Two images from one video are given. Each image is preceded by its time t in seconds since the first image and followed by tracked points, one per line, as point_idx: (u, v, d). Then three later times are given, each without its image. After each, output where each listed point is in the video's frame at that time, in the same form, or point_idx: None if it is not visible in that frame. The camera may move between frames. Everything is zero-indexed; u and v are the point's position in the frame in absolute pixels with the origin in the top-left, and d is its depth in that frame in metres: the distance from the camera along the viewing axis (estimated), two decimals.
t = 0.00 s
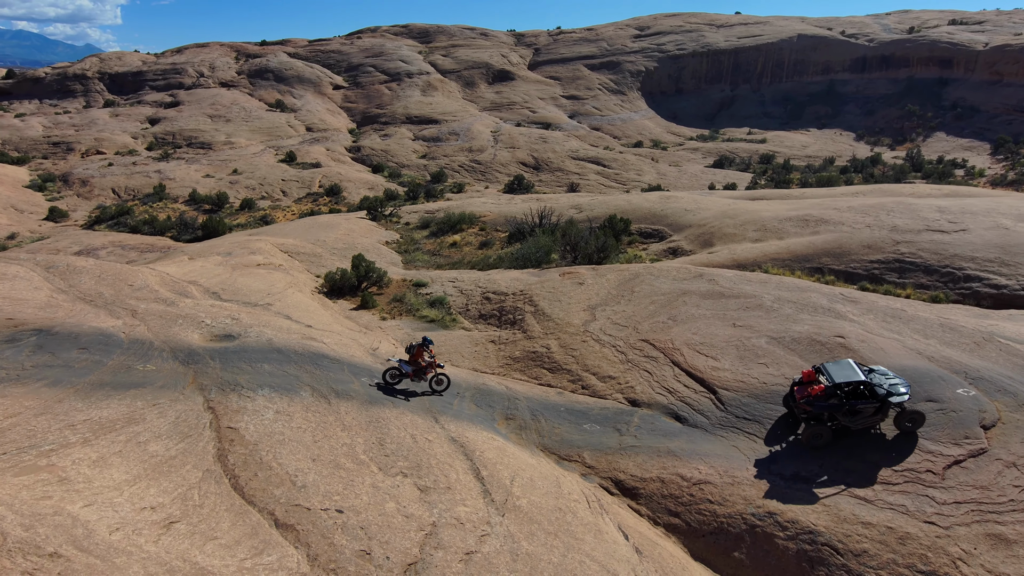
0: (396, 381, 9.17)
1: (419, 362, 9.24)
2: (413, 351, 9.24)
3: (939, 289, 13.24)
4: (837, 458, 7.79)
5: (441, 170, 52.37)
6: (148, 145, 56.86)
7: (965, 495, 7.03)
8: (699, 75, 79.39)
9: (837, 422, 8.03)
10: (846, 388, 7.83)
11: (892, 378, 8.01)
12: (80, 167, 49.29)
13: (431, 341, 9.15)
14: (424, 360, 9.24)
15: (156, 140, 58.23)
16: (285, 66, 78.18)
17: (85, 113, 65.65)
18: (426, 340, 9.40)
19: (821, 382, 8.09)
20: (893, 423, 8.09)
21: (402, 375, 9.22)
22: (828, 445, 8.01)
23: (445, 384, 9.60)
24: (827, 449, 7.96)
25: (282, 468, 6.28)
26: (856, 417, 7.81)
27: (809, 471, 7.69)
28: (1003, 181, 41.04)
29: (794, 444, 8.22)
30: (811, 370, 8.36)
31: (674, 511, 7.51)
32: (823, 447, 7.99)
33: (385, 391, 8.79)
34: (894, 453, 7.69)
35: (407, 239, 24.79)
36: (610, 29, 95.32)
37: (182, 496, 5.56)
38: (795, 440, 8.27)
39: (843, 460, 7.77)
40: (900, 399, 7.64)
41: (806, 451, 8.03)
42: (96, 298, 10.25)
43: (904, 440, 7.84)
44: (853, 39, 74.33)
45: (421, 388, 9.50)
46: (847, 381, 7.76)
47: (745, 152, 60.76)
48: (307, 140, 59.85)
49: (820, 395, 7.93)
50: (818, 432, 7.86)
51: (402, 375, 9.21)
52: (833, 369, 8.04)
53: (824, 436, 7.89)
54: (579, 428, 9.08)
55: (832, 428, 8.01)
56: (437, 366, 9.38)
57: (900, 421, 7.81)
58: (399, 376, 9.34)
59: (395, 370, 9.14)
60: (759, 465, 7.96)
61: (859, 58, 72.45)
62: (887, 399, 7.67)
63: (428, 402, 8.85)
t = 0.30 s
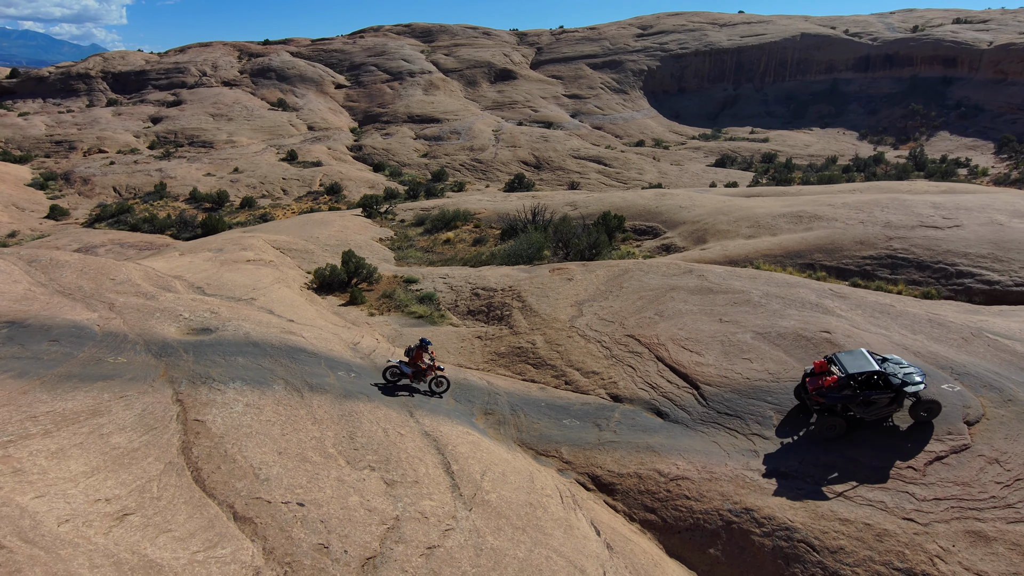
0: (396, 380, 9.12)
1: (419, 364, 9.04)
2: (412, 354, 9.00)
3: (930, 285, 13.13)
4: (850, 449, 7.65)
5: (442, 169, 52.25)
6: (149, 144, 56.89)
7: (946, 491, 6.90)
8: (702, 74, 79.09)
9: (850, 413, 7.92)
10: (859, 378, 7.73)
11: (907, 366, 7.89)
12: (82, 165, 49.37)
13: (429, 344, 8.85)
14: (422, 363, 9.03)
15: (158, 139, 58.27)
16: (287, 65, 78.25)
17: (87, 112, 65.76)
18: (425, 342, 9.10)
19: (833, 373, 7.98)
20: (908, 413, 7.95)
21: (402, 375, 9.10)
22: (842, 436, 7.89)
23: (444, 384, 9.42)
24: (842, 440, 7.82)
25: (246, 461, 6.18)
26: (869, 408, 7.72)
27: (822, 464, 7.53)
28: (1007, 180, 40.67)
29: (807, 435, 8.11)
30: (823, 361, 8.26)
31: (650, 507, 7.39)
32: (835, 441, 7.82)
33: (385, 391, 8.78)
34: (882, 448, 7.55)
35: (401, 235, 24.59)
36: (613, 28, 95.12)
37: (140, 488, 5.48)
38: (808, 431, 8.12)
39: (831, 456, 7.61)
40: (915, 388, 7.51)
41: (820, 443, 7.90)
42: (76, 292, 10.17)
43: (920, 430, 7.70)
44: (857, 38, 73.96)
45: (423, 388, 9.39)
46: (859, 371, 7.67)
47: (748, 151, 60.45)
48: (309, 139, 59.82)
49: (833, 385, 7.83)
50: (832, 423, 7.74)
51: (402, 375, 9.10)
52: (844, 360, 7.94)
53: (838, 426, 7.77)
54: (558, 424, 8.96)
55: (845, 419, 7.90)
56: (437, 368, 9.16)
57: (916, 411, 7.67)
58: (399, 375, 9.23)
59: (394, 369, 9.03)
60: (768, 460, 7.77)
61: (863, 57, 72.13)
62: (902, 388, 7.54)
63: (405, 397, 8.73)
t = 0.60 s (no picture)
0: (398, 378, 9.19)
1: (421, 363, 9.06)
2: (415, 351, 9.07)
3: (922, 281, 13.00)
4: (860, 440, 7.49)
5: (443, 168, 52.12)
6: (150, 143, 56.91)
7: (925, 487, 6.76)
8: (704, 73, 78.80)
9: (862, 401, 7.74)
10: (872, 365, 7.54)
11: (920, 353, 7.70)
12: (83, 164, 49.36)
13: (432, 342, 8.93)
14: (424, 361, 9.07)
15: (159, 137, 58.25)
16: (289, 64, 78.23)
17: (89, 110, 65.82)
18: (430, 339, 9.20)
19: (846, 360, 7.78)
20: (921, 402, 7.80)
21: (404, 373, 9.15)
22: (855, 426, 7.70)
23: (445, 387, 9.28)
24: (854, 430, 7.66)
25: (209, 453, 6.08)
26: (883, 396, 7.53)
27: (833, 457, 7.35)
28: (1009, 179, 40.36)
29: (817, 424, 7.94)
30: (835, 348, 8.05)
31: (624, 502, 7.28)
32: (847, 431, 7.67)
33: (386, 388, 8.81)
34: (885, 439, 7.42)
35: (394, 232, 24.40)
36: (615, 27, 94.91)
37: (96, 480, 5.39)
38: (819, 421, 7.95)
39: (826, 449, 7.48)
40: (929, 375, 7.32)
41: (831, 433, 7.73)
42: (54, 285, 10.09)
43: (933, 419, 7.57)
44: (859, 37, 73.69)
45: (425, 389, 9.33)
46: (872, 358, 7.47)
47: (749, 150, 60.18)
48: (309, 138, 59.77)
49: (845, 373, 7.64)
50: (845, 412, 7.56)
51: (404, 372, 9.16)
52: (857, 347, 7.74)
53: (850, 416, 7.59)
54: (537, 419, 8.85)
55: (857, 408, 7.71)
56: (441, 369, 9.18)
57: (930, 400, 7.51)
58: (402, 373, 9.30)
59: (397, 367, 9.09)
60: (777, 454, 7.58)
61: (865, 56, 71.78)
62: (917, 374, 7.34)
63: (381, 391, 8.61)
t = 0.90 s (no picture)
0: (406, 383, 9.03)
1: (426, 365, 8.91)
2: (419, 354, 8.90)
3: (912, 277, 12.84)
4: (868, 430, 7.39)
5: (442, 166, 51.95)
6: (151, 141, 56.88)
7: (903, 482, 6.64)
8: (705, 72, 78.56)
9: (873, 392, 7.64)
10: (887, 354, 7.47)
11: (933, 348, 7.64)
12: (83, 162, 49.30)
13: (435, 342, 8.81)
14: (430, 363, 8.93)
15: (159, 136, 58.17)
16: (289, 63, 78.23)
17: (90, 109, 65.80)
18: (430, 341, 9.04)
19: (860, 349, 7.71)
20: (931, 396, 7.71)
21: (411, 377, 8.97)
22: (865, 417, 7.58)
23: (455, 388, 9.17)
24: (863, 421, 7.56)
25: (170, 444, 5.98)
26: (897, 387, 7.43)
27: (843, 447, 7.21)
28: (1011, 177, 40.10)
29: (826, 413, 7.80)
30: (848, 337, 7.98)
31: (598, 497, 7.16)
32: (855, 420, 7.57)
33: (394, 393, 8.67)
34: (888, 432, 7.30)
35: (387, 229, 24.22)
36: (616, 26, 94.74)
37: (49, 472, 5.29)
38: (827, 411, 7.83)
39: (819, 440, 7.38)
40: (944, 368, 7.26)
41: (840, 422, 7.61)
42: (31, 278, 10.00)
43: (945, 413, 7.46)
44: (861, 36, 73.40)
45: (436, 390, 9.21)
46: (889, 346, 7.38)
47: (750, 149, 59.92)
48: (310, 137, 59.67)
49: (860, 361, 7.55)
50: (858, 401, 7.44)
51: (412, 377, 8.99)
52: (872, 335, 7.66)
53: (861, 405, 7.50)
54: (513, 413, 8.73)
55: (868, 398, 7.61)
56: (447, 369, 9.05)
57: (941, 395, 7.42)
58: (409, 378, 9.13)
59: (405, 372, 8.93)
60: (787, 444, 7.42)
61: (867, 54, 71.49)
62: (930, 366, 7.28)
63: (355, 385, 8.50)
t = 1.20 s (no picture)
0: (415, 385, 8.89)
1: (430, 367, 8.68)
2: (420, 356, 8.72)
3: (900, 272, 12.72)
4: (874, 420, 7.27)
5: (441, 165, 51.79)
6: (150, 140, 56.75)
7: (877, 476, 6.52)
8: (706, 71, 78.37)
9: (883, 381, 7.53)
10: (901, 343, 7.35)
11: (948, 342, 7.51)
12: (83, 161, 49.31)
13: (434, 344, 8.59)
14: (434, 365, 8.69)
15: (158, 135, 58.04)
16: (290, 62, 78.20)
17: (90, 108, 65.73)
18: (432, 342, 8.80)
19: (875, 337, 7.60)
20: (941, 388, 7.61)
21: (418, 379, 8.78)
22: (872, 406, 7.48)
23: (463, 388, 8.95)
24: (870, 410, 7.44)
25: (127, 436, 5.87)
26: (907, 377, 7.32)
27: (850, 437, 7.07)
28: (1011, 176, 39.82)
29: (833, 402, 7.69)
30: (862, 324, 7.87)
31: (568, 491, 7.05)
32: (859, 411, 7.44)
33: (401, 401, 8.58)
34: (893, 423, 7.18)
35: (378, 225, 24.07)
36: (616, 25, 94.58)
37: None
38: (834, 399, 7.71)
39: (819, 429, 7.25)
40: (957, 362, 7.13)
41: (846, 410, 7.49)
42: (6, 271, 9.89)
43: (953, 405, 7.36)
44: (862, 34, 73.11)
45: (444, 391, 9.01)
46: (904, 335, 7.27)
47: (750, 148, 59.69)
48: (309, 136, 59.56)
49: (874, 348, 7.45)
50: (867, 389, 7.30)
51: (418, 379, 8.82)
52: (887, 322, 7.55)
53: (869, 393, 7.39)
54: (488, 407, 8.62)
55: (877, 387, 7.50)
56: (452, 370, 8.77)
57: (951, 387, 7.30)
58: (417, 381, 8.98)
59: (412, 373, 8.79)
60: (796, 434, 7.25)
61: (868, 53, 71.25)
62: (943, 359, 7.15)
63: (327, 377, 8.41)
